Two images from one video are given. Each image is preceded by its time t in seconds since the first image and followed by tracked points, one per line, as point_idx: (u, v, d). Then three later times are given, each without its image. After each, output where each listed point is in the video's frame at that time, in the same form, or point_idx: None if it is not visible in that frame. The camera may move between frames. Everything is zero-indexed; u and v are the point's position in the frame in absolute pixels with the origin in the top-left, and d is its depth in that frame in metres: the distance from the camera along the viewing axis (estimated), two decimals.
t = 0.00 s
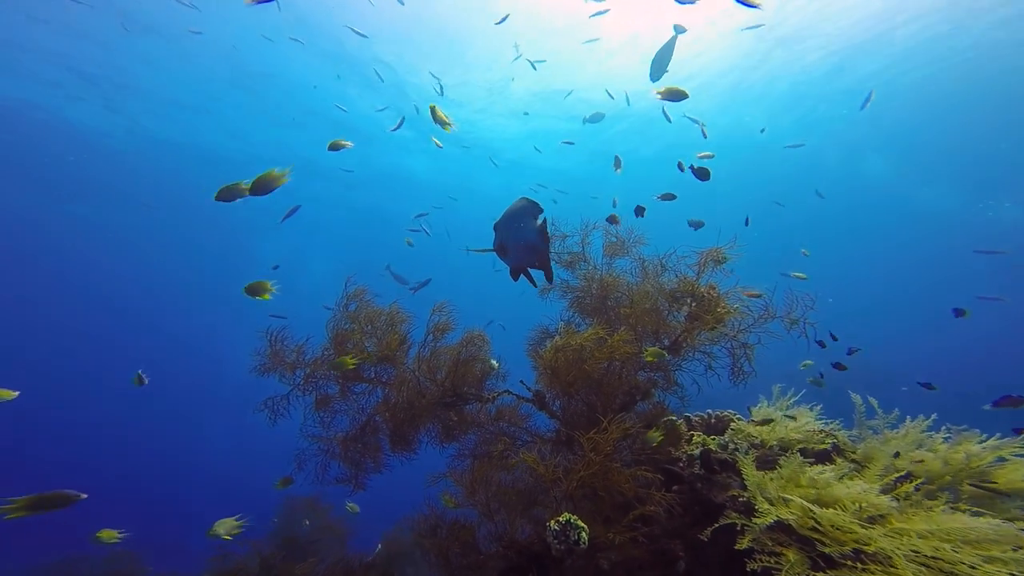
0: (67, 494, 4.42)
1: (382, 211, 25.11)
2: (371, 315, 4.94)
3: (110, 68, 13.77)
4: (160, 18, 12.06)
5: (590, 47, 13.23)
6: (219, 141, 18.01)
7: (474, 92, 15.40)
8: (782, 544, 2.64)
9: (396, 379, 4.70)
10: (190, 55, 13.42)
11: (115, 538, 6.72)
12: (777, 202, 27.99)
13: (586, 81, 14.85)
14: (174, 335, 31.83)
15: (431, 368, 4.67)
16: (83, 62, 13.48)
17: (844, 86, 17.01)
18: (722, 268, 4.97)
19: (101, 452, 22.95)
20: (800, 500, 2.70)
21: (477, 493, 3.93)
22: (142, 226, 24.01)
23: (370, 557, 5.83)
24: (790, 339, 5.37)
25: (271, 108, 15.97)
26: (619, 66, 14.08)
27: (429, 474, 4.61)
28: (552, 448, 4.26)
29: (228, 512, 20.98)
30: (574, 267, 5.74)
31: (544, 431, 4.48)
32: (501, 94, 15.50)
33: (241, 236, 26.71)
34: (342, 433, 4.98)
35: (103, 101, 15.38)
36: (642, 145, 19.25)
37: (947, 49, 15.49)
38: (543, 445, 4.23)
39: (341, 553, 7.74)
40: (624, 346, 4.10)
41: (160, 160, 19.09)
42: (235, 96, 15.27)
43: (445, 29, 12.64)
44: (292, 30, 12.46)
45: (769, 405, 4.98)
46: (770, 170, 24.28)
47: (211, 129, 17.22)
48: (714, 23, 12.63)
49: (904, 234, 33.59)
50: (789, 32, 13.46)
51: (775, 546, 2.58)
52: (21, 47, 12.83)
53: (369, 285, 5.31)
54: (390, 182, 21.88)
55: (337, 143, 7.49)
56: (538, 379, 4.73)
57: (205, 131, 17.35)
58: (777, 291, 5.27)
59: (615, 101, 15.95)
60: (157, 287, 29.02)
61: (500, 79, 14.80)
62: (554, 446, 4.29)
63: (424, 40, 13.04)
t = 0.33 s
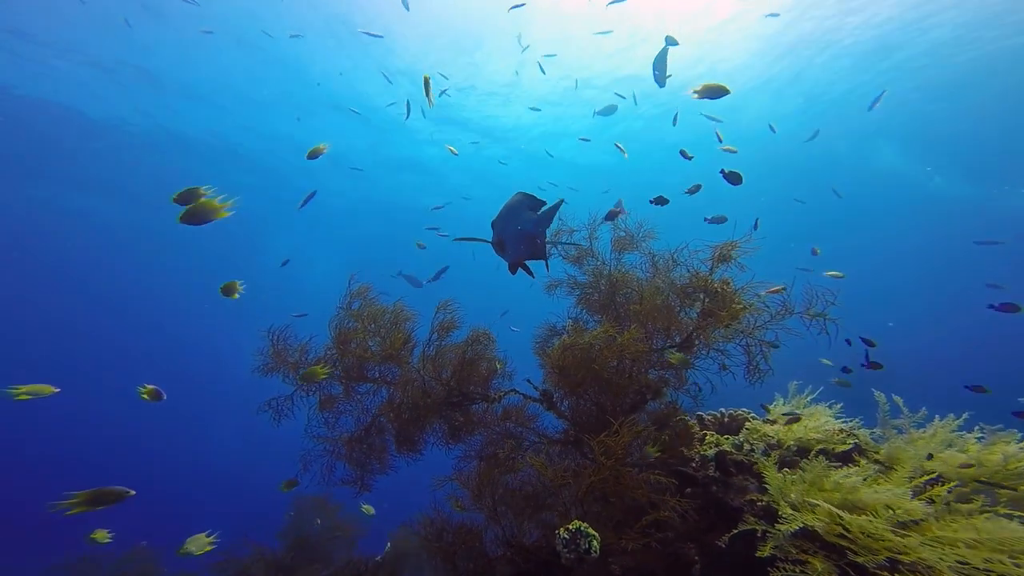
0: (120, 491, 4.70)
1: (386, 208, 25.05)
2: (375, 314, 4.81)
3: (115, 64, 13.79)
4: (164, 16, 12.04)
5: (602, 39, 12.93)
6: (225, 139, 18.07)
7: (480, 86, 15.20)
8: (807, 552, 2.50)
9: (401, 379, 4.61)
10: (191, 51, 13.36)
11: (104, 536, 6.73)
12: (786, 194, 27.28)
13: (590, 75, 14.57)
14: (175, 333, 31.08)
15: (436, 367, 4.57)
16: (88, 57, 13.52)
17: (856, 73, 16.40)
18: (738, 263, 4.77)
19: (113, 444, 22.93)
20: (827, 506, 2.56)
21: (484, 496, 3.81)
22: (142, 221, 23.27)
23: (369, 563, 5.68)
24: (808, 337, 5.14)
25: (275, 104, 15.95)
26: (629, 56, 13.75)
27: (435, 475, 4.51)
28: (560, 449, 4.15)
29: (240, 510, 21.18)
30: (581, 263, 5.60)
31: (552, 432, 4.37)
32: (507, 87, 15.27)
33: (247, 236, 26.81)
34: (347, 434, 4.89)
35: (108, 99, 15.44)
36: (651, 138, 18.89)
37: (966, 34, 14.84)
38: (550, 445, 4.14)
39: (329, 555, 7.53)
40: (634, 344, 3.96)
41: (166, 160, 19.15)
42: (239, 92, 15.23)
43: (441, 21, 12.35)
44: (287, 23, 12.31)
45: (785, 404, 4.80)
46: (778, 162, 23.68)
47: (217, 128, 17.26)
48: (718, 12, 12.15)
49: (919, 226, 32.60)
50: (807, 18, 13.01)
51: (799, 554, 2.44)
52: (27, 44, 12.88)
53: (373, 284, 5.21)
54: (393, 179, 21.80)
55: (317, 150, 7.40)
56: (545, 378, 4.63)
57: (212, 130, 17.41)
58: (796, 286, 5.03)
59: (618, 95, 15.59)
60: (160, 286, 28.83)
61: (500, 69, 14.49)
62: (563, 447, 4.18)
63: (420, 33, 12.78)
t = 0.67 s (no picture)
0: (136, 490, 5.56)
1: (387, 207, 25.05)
2: (377, 311, 4.73)
3: (118, 61, 13.82)
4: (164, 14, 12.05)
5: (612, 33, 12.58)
6: (226, 138, 18.08)
7: (488, 83, 15.01)
8: (831, 559, 2.38)
9: (405, 379, 4.52)
10: (192, 49, 13.35)
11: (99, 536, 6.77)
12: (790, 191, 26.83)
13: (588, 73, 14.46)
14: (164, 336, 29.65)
15: (440, 366, 4.47)
16: (90, 55, 13.52)
17: (860, 70, 16.03)
18: (750, 257, 4.58)
19: (110, 445, 22.47)
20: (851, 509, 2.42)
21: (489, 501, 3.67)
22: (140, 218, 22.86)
23: (373, 567, 5.58)
24: (825, 333, 4.95)
25: (275, 103, 15.98)
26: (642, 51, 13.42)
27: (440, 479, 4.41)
28: (566, 450, 4.04)
29: (250, 509, 21.29)
30: (588, 258, 5.47)
31: (559, 431, 4.28)
32: (519, 83, 15.09)
33: (249, 236, 26.87)
34: (351, 434, 4.81)
35: (110, 98, 15.40)
36: (660, 134, 18.56)
37: (976, 29, 14.49)
38: (557, 445, 4.05)
39: (307, 555, 7.47)
40: (643, 343, 3.82)
41: (166, 159, 19.12)
42: (238, 90, 15.22)
43: (434, 20, 12.28)
44: (284, 23, 12.28)
45: (800, 401, 4.64)
46: (780, 159, 23.31)
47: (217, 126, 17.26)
48: (714, 9, 12.01)
49: (928, 222, 31.93)
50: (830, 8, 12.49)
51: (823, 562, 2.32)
52: (30, 42, 12.88)
53: (376, 282, 5.12)
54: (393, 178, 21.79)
55: (289, 159, 7.26)
56: (551, 378, 4.50)
57: (213, 129, 17.41)
58: (813, 280, 4.81)
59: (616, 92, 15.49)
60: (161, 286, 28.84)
61: (504, 66, 14.31)
62: (569, 447, 4.09)
63: (414, 33, 12.73)
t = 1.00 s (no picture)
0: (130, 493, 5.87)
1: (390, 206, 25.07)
2: (380, 311, 4.65)
3: (120, 63, 13.83)
4: (167, 16, 12.05)
5: (621, 26, 12.27)
6: (230, 138, 18.14)
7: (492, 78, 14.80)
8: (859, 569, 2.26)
9: (408, 380, 4.42)
10: (193, 48, 13.32)
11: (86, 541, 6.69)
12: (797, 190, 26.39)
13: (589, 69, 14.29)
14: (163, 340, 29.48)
15: (444, 367, 4.39)
16: (92, 57, 13.52)
17: (871, 64, 15.61)
18: (763, 252, 4.39)
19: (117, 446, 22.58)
20: (879, 515, 2.31)
21: (495, 506, 3.59)
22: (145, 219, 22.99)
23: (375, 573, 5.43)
24: (841, 330, 4.77)
25: (278, 101, 15.97)
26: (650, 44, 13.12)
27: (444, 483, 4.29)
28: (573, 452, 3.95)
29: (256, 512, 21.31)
30: (594, 255, 5.32)
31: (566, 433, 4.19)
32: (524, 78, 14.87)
33: (253, 237, 27.02)
34: (354, 436, 4.73)
35: (111, 101, 15.36)
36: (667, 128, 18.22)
37: (991, 22, 14.11)
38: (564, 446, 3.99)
39: (307, 563, 7.34)
40: (652, 343, 3.69)
41: (170, 160, 19.16)
42: (240, 88, 15.21)
43: (429, 23, 12.16)
44: (282, 20, 12.23)
45: (816, 399, 4.49)
46: (788, 159, 22.92)
47: (221, 127, 17.32)
48: (721, 5, 11.75)
49: (940, 220, 31.34)
50: None
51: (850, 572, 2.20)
52: (30, 43, 12.83)
53: (379, 280, 5.04)
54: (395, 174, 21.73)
55: (269, 165, 7.22)
56: (557, 378, 4.39)
57: (216, 129, 17.45)
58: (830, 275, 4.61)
59: (617, 89, 15.33)
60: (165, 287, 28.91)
61: (507, 61, 14.10)
62: (577, 448, 4.01)
63: (411, 32, 12.64)
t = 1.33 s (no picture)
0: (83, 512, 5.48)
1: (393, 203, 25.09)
2: (384, 311, 4.54)
3: (124, 62, 13.86)
4: (168, 11, 12.02)
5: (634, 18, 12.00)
6: (234, 138, 18.18)
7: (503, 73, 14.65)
8: None
9: (411, 381, 4.34)
10: (196, 48, 13.39)
11: (88, 547, 6.87)
12: (804, 187, 25.83)
13: (592, 63, 14.12)
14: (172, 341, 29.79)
15: (449, 367, 4.30)
16: (96, 54, 13.53)
17: (888, 55, 15.04)
18: (779, 246, 4.18)
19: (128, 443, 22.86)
20: (915, 523, 2.19)
21: (501, 511, 3.53)
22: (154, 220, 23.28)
23: None
24: (861, 326, 4.58)
25: (280, 100, 15.94)
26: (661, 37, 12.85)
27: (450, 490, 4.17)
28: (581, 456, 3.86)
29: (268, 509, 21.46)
30: (600, 250, 5.19)
31: (577, 436, 4.11)
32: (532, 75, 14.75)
33: (257, 236, 27.15)
34: (358, 438, 4.65)
35: (116, 101, 15.44)
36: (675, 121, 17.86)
37: (1013, 9, 13.55)
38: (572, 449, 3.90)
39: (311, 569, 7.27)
40: (662, 342, 3.54)
41: (175, 160, 19.27)
42: (243, 86, 15.20)
43: (425, 19, 11.99)
44: (282, 17, 12.15)
45: (832, 395, 4.33)
46: (794, 155, 22.41)
47: (225, 126, 17.34)
48: None
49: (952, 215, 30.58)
50: None
51: None
52: (35, 42, 12.96)
53: (381, 278, 4.93)
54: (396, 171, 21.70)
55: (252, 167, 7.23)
56: (564, 378, 4.26)
57: (220, 129, 17.48)
58: (850, 270, 4.39)
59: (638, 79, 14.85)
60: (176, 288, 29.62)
61: (510, 57, 13.91)
62: (585, 450, 3.94)
63: (409, 26, 12.46)
